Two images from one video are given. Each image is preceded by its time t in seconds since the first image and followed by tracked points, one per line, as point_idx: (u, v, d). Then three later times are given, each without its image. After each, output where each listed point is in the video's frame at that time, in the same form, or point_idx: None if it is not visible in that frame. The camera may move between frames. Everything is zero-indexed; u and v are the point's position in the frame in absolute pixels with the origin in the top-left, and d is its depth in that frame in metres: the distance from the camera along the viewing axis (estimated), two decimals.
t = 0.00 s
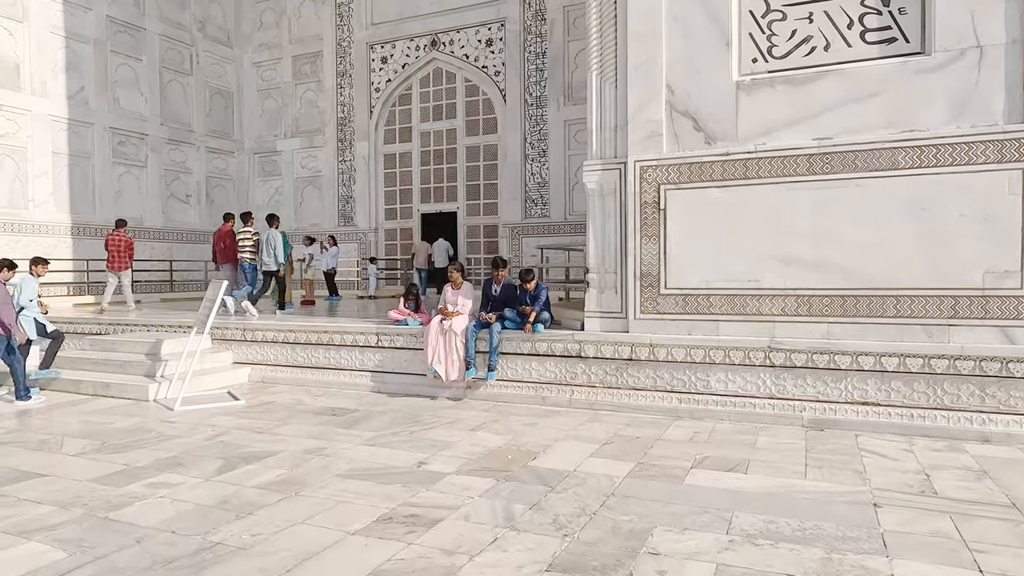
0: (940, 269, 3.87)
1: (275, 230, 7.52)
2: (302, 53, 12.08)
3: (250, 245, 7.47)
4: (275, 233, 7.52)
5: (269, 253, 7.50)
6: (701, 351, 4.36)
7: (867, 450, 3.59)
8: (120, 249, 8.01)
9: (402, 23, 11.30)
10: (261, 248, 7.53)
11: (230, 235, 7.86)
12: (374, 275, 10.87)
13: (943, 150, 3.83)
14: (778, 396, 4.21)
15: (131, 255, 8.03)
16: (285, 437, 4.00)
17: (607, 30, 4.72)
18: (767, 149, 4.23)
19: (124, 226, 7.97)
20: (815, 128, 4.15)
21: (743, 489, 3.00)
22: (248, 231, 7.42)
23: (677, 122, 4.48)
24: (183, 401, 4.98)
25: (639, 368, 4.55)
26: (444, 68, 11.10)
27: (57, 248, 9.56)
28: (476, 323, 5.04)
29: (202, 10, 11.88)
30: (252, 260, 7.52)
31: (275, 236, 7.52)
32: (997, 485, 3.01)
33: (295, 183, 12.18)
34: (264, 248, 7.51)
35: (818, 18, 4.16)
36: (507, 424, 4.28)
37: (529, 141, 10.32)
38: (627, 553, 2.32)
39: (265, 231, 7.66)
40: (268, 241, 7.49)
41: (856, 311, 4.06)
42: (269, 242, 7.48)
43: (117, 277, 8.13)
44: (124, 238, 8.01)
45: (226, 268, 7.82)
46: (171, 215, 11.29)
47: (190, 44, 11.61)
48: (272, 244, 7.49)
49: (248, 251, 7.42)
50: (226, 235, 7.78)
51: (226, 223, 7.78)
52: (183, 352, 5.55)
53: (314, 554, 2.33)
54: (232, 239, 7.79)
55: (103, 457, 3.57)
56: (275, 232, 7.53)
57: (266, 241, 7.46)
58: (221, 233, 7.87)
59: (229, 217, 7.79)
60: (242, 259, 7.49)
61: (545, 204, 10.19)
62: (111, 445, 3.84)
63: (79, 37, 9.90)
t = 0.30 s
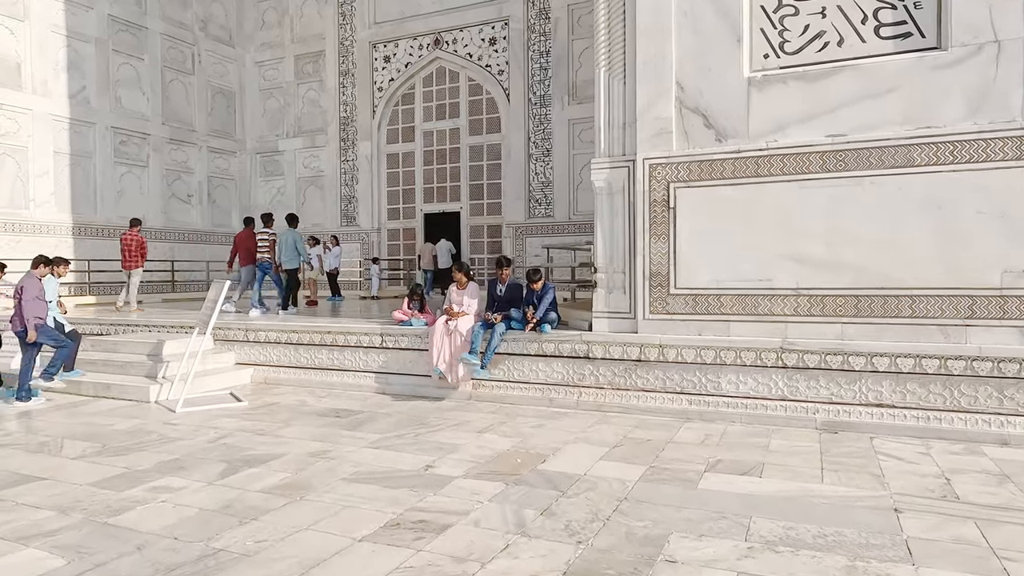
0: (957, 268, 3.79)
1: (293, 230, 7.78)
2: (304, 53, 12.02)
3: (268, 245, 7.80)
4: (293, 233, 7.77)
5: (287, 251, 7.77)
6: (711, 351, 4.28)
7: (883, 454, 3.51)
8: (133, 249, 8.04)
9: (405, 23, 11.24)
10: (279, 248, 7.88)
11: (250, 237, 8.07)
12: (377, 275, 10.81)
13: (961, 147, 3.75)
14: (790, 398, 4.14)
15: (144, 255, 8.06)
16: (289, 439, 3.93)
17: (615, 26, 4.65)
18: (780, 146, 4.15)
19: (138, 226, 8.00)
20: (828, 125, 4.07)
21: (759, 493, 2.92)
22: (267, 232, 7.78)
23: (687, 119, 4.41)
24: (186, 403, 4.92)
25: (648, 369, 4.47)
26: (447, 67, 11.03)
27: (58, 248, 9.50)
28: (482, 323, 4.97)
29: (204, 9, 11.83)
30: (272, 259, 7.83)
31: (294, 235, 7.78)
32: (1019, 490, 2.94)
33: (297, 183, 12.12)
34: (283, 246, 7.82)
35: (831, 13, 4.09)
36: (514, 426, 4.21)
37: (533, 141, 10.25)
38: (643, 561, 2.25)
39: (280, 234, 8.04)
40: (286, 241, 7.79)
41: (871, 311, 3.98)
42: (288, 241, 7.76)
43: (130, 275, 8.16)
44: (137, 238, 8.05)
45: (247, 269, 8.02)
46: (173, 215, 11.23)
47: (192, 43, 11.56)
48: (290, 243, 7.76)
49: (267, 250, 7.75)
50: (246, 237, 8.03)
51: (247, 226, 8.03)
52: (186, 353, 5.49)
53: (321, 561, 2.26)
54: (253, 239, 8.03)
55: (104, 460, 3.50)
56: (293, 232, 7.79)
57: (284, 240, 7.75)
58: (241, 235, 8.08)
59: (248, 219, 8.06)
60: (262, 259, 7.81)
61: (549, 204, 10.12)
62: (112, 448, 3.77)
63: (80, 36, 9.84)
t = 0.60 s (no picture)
0: (970, 269, 3.72)
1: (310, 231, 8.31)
2: (303, 52, 11.93)
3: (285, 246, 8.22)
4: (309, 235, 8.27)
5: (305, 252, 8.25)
6: (718, 354, 4.20)
7: (897, 460, 3.43)
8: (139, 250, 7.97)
9: (405, 22, 11.15)
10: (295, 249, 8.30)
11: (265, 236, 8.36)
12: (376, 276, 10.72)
13: (975, 146, 3.67)
14: (799, 402, 4.05)
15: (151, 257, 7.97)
16: (287, 445, 3.84)
17: (619, 23, 4.57)
18: (788, 146, 4.08)
19: (146, 229, 7.97)
20: (838, 124, 4.00)
21: (771, 502, 2.84)
22: (283, 234, 8.18)
23: (694, 118, 4.33)
24: (182, 407, 4.82)
25: (653, 372, 4.39)
26: (447, 67, 10.95)
27: (53, 249, 9.39)
28: (484, 325, 4.88)
29: (202, 8, 11.73)
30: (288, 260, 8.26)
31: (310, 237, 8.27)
32: None
33: (295, 183, 12.03)
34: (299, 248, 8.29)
35: (841, 9, 4.01)
36: (518, 431, 4.12)
37: (533, 141, 10.18)
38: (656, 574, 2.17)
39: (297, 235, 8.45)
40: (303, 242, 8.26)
41: (881, 313, 3.90)
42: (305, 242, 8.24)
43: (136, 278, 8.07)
44: (144, 241, 8.01)
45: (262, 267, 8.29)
46: (170, 215, 11.13)
47: (190, 42, 11.46)
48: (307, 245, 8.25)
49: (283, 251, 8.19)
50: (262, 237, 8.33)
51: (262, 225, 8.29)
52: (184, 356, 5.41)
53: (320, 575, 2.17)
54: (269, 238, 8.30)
55: (97, 467, 3.41)
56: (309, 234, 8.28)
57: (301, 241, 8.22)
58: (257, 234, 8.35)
59: (263, 219, 8.36)
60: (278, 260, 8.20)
61: (549, 205, 10.05)
62: (106, 454, 3.68)
63: (76, 35, 9.73)
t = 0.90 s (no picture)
0: (978, 270, 3.67)
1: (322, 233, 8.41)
2: (299, 52, 11.85)
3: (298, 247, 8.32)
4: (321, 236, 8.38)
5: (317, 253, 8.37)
6: (721, 356, 4.15)
7: (905, 464, 3.38)
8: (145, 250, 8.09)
9: (402, 21, 11.08)
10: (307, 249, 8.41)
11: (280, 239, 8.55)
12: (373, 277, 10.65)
13: (983, 145, 3.62)
14: (804, 405, 3.99)
15: (156, 257, 8.06)
16: (284, 449, 3.76)
17: (622, 20, 4.51)
18: (793, 145, 4.02)
19: (152, 228, 8.14)
20: (844, 123, 3.94)
21: (781, 508, 2.78)
22: (294, 234, 8.26)
23: (697, 117, 4.27)
24: (177, 410, 4.74)
25: (656, 375, 4.33)
26: (444, 67, 10.88)
27: (46, 250, 9.27)
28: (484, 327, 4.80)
29: (197, 7, 11.64)
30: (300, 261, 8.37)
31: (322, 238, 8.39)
32: None
33: (291, 184, 11.95)
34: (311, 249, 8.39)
35: (847, 7, 3.96)
36: (519, 434, 4.06)
37: (531, 141, 10.11)
38: None
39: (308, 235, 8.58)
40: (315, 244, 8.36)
41: (888, 315, 3.85)
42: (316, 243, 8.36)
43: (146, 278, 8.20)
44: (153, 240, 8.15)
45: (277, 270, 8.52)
46: (165, 216, 11.03)
47: (185, 42, 11.36)
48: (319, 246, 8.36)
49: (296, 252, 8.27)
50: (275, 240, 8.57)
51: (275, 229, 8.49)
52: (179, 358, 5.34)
53: None
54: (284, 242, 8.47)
55: (90, 473, 3.32)
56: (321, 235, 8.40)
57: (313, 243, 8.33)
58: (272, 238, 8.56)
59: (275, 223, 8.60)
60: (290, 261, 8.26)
61: (547, 205, 9.99)
62: (99, 459, 3.59)
63: (70, 34, 9.63)
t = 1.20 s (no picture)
0: (983, 271, 3.64)
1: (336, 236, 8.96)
2: (295, 52, 11.79)
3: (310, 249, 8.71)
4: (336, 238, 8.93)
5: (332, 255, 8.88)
6: (724, 358, 4.11)
7: (911, 466, 3.35)
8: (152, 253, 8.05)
9: (398, 22, 11.03)
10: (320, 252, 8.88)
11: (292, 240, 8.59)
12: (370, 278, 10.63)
13: (987, 145, 3.60)
14: (807, 407, 3.96)
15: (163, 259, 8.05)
16: (282, 453, 3.71)
17: (623, 20, 4.47)
18: (796, 145, 3.99)
19: (161, 231, 8.11)
20: (847, 123, 3.92)
21: (788, 512, 2.74)
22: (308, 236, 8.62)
23: (699, 117, 4.24)
24: (173, 413, 4.68)
25: (657, 377, 4.29)
26: (441, 68, 10.84)
27: (39, 251, 9.18)
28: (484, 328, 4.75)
29: (192, 7, 11.56)
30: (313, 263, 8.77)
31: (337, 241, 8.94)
32: None
33: (287, 185, 11.88)
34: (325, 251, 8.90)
35: (849, 6, 3.93)
36: (520, 437, 4.01)
37: (528, 142, 10.08)
38: None
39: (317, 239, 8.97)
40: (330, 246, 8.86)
41: (892, 316, 3.82)
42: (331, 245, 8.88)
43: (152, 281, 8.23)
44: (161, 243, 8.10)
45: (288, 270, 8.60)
46: (159, 217, 10.95)
47: (179, 41, 11.28)
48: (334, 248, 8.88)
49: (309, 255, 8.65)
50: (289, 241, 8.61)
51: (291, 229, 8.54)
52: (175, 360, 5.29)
53: None
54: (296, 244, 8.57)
55: (84, 478, 3.26)
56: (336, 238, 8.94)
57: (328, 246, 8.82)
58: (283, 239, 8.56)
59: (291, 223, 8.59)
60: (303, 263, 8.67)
61: (544, 207, 9.95)
62: (93, 463, 3.53)
63: (64, 33, 9.54)
